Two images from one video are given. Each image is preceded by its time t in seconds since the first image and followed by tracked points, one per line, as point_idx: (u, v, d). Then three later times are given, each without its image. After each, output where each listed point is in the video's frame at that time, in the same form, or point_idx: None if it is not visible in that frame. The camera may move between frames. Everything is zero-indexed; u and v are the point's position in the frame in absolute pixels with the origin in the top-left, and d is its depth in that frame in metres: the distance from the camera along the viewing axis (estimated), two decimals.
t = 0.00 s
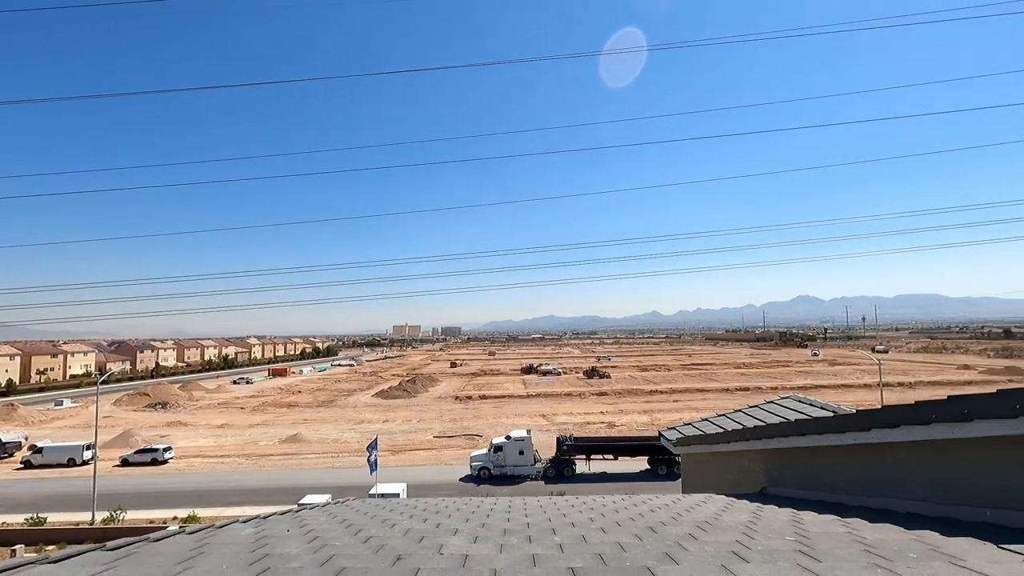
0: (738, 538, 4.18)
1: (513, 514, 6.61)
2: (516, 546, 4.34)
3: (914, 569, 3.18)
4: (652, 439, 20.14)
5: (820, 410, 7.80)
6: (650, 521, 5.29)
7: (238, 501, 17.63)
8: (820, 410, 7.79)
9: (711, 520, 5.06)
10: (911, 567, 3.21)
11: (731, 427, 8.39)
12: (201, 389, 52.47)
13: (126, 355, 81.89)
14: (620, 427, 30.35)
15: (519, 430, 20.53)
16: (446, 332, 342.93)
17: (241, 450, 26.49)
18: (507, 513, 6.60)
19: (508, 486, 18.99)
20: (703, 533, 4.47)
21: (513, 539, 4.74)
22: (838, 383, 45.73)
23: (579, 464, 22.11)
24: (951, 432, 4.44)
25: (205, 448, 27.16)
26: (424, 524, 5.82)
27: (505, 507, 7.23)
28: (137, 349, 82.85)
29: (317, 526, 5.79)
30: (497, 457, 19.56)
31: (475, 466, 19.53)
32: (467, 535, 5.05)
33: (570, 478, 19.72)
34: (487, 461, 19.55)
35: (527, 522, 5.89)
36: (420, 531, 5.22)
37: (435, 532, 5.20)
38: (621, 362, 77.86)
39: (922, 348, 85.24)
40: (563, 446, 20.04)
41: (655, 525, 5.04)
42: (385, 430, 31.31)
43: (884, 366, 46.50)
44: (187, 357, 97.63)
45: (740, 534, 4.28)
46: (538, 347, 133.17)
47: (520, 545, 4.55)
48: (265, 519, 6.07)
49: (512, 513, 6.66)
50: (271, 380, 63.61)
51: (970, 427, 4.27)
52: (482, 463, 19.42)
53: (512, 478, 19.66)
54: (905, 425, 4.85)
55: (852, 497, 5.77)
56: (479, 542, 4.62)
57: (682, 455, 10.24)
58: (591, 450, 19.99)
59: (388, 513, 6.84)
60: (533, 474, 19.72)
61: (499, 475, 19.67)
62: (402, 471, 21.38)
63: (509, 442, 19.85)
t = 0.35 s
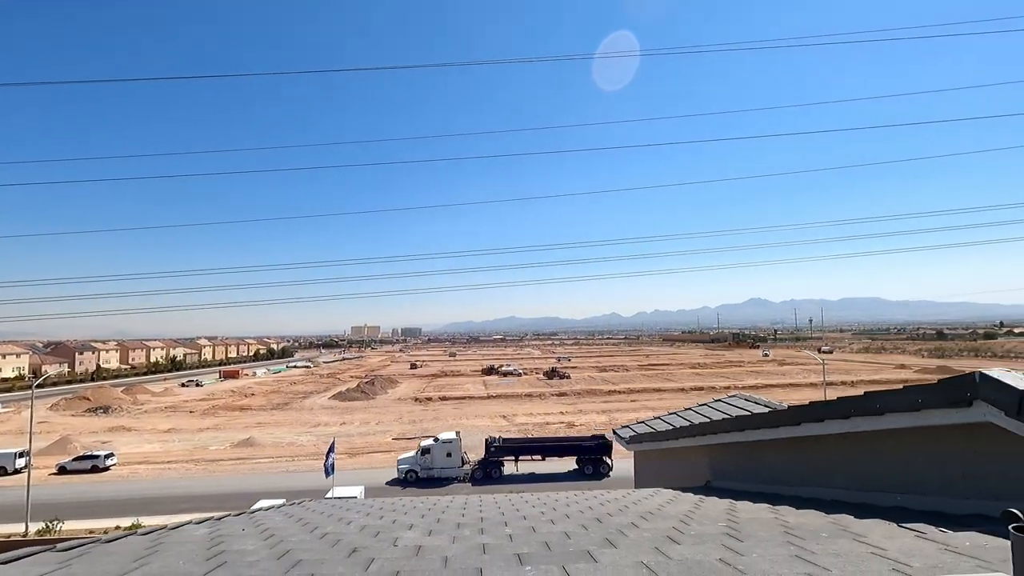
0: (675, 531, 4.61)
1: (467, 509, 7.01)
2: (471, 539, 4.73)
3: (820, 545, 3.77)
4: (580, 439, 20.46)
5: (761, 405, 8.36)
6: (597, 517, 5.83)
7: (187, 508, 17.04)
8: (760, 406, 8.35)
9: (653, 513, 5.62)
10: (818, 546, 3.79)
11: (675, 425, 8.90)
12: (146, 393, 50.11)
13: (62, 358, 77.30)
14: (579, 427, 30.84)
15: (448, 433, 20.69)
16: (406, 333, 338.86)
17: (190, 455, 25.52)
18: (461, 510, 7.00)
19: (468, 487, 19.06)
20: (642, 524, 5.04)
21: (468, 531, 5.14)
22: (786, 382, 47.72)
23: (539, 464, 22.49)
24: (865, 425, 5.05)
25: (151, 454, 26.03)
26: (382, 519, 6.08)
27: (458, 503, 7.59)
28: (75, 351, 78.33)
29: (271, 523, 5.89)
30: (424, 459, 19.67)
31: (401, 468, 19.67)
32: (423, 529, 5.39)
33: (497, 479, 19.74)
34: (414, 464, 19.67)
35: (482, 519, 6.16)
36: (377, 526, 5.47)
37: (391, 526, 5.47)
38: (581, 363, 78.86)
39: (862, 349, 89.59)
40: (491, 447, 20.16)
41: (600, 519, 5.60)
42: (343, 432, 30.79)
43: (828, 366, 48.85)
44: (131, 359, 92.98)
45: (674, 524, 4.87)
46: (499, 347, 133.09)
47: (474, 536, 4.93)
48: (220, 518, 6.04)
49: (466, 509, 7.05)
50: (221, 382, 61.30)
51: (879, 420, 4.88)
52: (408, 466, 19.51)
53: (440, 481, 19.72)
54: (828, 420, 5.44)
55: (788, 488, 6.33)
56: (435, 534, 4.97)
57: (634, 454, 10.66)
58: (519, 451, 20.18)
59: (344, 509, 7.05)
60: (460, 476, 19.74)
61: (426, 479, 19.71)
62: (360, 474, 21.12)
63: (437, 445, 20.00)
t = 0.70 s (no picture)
0: (606, 518, 5.01)
1: (414, 503, 7.23)
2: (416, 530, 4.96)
3: (731, 521, 4.23)
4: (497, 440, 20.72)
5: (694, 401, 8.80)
6: (537, 506, 6.19)
7: (109, 519, 15.99)
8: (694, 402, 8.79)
9: (589, 502, 6.00)
10: (729, 521, 4.24)
11: (614, 420, 9.29)
12: (61, 397, 46.48)
13: None
14: (524, 426, 31.15)
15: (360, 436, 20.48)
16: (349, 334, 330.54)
17: (112, 463, 23.93)
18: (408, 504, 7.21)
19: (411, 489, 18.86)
20: (578, 512, 5.42)
21: (413, 524, 5.36)
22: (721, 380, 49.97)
23: (484, 464, 22.58)
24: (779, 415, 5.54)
25: (68, 463, 24.20)
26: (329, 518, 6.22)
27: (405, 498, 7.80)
28: None
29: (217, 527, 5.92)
30: (333, 464, 19.36)
31: (310, 474, 19.30)
32: (370, 524, 5.59)
33: (410, 481, 19.75)
34: (323, 469, 19.35)
35: (427, 512, 6.39)
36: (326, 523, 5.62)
37: (339, 524, 5.64)
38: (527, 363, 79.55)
39: (790, 348, 94.87)
40: (403, 450, 20.16)
41: (539, 509, 5.98)
42: (281, 436, 29.73)
43: (759, 364, 51.57)
44: (44, 361, 85.80)
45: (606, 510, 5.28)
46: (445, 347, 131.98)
47: (419, 528, 5.16)
48: (162, 523, 6.01)
49: (413, 503, 7.27)
50: (147, 385, 57.69)
51: (791, 411, 5.36)
52: (316, 471, 19.18)
53: (349, 486, 19.49)
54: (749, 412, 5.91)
55: (714, 477, 6.80)
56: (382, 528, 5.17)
57: (577, 450, 10.94)
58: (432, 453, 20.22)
59: (290, 510, 7.12)
60: (371, 480, 19.59)
61: (335, 484, 19.43)
62: (300, 479, 20.48)
63: (348, 448, 19.75)
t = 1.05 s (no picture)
0: (537, 502, 5.25)
1: (349, 499, 7.24)
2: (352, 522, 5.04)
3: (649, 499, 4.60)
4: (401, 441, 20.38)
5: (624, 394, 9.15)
6: (472, 497, 6.38)
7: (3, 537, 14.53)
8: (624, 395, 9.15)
9: (522, 491, 6.25)
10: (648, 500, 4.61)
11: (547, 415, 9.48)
12: None
13: None
14: (460, 425, 31.08)
15: (254, 441, 19.62)
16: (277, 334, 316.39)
17: (5, 476, 21.71)
18: (343, 500, 7.22)
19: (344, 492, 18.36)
20: (511, 500, 5.67)
21: (350, 517, 5.43)
22: (651, 377, 51.91)
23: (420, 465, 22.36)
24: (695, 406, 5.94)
25: None
26: (264, 519, 6.15)
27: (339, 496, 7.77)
28: None
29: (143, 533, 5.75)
30: (221, 473, 18.48)
31: (195, 484, 18.34)
32: (307, 520, 5.61)
33: (306, 488, 19.34)
34: (210, 478, 18.42)
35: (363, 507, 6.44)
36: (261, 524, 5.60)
37: (275, 523, 5.61)
38: (464, 362, 79.23)
39: (716, 346, 99.90)
40: (301, 455, 19.51)
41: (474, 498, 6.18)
42: (203, 442, 28.07)
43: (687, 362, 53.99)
44: None
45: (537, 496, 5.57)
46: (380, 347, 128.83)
47: (356, 520, 5.24)
48: (82, 533, 5.75)
49: (348, 499, 7.28)
50: (47, 391, 52.62)
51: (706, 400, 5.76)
52: (203, 481, 18.26)
53: (240, 494, 18.73)
54: (669, 403, 6.27)
55: (638, 465, 7.16)
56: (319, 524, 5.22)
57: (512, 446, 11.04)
58: (333, 457, 19.68)
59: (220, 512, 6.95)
60: (263, 488, 18.91)
61: (224, 493, 18.61)
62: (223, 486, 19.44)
63: (239, 456, 18.92)
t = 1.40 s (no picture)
0: (463, 498, 5.34)
1: (275, 504, 7.05)
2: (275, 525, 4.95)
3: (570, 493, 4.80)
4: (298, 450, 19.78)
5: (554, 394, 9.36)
6: (402, 497, 6.40)
7: None
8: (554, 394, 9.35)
9: (451, 489, 6.32)
10: (569, 493, 4.81)
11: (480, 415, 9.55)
12: None
13: None
14: (396, 427, 30.61)
15: (130, 454, 18.32)
16: (198, 335, 297.95)
17: None
18: (268, 506, 7.02)
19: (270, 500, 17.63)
20: (438, 497, 5.74)
21: (273, 520, 5.32)
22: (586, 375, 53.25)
23: (352, 470, 21.82)
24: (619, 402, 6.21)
25: None
26: (181, 527, 5.89)
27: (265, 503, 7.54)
28: None
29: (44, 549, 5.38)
30: (88, 490, 17.09)
31: (56, 504, 16.83)
32: (228, 527, 5.43)
33: (189, 503, 18.12)
34: (73, 496, 16.96)
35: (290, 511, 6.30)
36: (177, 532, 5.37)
37: (193, 531, 5.39)
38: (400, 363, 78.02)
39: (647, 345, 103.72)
40: (183, 468, 18.31)
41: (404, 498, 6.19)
42: (112, 452, 26.02)
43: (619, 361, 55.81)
44: None
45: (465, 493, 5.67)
46: (312, 349, 124.17)
47: (279, 523, 5.15)
48: None
49: (274, 504, 7.08)
50: None
51: (629, 397, 6.03)
52: (66, 500, 16.79)
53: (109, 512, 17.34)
54: (595, 400, 6.52)
55: (568, 461, 7.37)
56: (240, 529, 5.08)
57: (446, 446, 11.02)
58: (220, 468, 18.62)
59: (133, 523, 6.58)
60: (137, 504, 17.61)
61: (90, 512, 17.18)
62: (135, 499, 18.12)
63: (110, 471, 17.60)
